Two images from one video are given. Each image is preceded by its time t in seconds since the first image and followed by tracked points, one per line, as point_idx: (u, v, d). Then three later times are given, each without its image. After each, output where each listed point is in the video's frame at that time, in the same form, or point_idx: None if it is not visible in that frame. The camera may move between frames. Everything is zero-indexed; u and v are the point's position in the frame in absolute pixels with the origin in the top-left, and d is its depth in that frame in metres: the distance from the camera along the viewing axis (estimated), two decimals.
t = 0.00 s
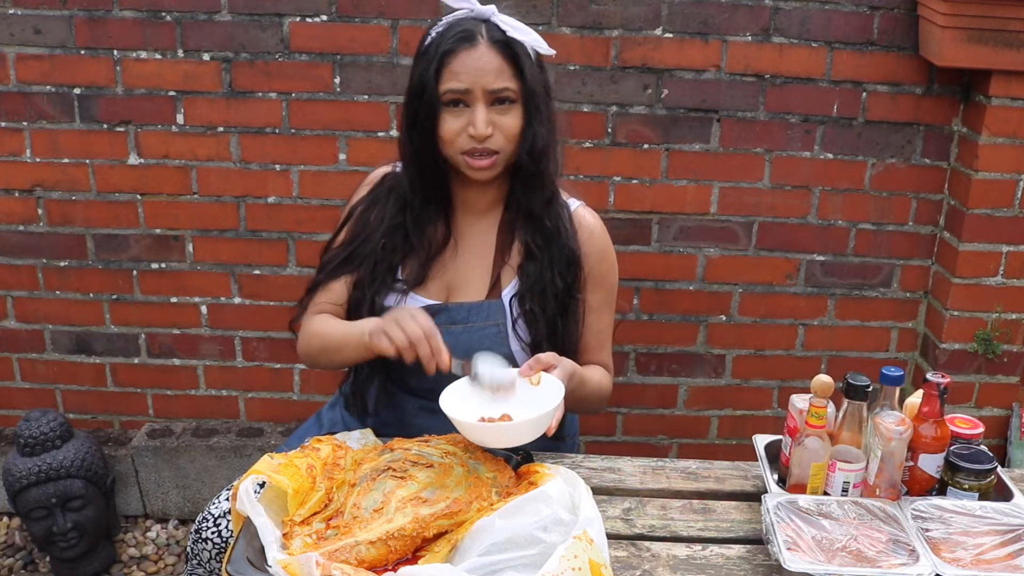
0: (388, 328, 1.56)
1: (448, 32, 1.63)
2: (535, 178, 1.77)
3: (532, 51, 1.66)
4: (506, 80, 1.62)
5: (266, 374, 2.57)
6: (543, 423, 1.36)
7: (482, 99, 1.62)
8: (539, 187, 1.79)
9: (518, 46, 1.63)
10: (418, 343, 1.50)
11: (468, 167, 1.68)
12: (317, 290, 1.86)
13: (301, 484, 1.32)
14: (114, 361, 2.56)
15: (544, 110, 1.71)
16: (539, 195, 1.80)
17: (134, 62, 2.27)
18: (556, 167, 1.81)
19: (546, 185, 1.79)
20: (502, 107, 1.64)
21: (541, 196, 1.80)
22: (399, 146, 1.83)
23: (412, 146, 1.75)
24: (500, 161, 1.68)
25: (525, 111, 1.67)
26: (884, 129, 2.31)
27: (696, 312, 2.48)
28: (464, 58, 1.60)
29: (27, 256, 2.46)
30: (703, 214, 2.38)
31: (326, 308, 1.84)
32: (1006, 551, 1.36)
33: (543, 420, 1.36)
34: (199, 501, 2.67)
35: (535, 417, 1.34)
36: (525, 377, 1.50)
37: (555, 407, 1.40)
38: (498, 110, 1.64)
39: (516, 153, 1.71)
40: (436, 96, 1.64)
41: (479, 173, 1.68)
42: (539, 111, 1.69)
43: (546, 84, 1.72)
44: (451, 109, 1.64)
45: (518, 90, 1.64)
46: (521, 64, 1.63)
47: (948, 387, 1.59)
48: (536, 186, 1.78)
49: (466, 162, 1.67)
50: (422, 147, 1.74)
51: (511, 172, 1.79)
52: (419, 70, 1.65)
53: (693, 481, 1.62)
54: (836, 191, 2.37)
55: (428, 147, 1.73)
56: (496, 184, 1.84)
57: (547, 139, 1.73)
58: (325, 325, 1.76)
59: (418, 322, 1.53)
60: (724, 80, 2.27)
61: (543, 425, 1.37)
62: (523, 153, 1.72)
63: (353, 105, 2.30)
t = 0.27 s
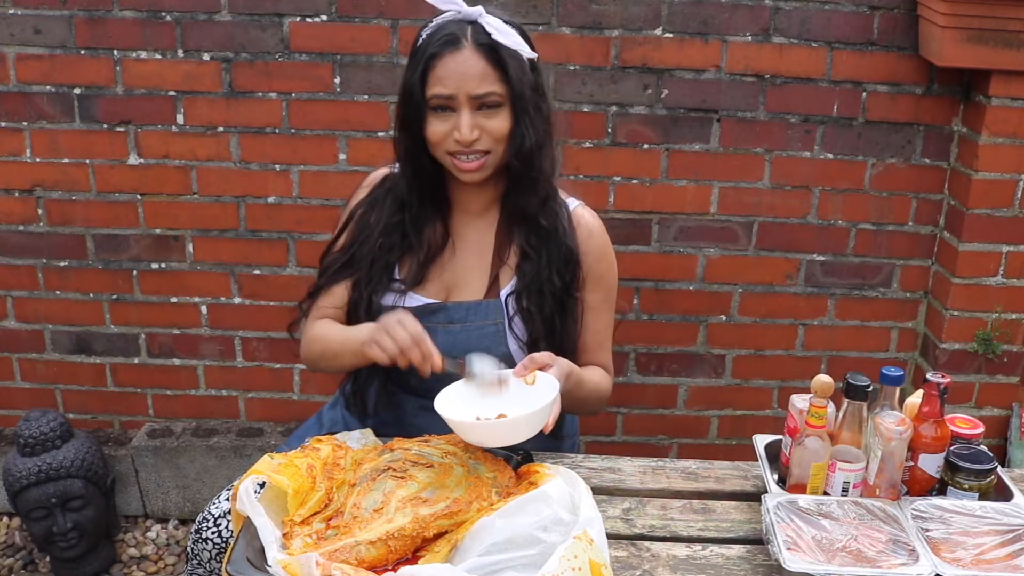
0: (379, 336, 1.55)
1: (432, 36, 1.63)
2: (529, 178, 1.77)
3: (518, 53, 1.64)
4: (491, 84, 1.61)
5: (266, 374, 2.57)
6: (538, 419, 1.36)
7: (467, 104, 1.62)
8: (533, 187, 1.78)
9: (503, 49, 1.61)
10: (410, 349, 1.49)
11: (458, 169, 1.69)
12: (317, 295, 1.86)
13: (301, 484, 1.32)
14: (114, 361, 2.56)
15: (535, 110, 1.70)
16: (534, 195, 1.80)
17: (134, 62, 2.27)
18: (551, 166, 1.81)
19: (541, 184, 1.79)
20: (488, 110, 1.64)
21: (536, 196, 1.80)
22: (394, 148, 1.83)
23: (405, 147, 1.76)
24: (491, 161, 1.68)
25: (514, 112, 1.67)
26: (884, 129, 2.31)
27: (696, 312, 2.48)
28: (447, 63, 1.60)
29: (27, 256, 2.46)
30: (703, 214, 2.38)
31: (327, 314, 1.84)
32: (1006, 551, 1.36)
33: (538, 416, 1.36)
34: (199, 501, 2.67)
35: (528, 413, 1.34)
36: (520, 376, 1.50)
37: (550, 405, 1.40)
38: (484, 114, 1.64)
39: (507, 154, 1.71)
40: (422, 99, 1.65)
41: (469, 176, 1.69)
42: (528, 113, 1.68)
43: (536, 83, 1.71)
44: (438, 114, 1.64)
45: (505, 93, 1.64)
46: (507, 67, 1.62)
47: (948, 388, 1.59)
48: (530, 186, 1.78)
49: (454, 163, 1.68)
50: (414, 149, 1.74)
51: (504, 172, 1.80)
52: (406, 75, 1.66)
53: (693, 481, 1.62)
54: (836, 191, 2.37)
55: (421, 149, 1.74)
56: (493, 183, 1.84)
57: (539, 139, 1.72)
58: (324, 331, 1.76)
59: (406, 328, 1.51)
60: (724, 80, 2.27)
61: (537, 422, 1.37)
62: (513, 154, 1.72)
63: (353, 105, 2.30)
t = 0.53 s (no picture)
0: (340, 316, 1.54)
1: (437, 43, 1.62)
2: (529, 182, 1.77)
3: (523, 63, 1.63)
4: (494, 95, 1.60)
5: (266, 374, 2.57)
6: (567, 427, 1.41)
7: (470, 115, 1.61)
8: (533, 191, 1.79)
9: (509, 61, 1.60)
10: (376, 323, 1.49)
11: (459, 175, 1.69)
12: (311, 288, 1.85)
13: (301, 484, 1.32)
14: (114, 361, 2.56)
15: (537, 117, 1.70)
16: (535, 199, 1.80)
17: (134, 62, 2.27)
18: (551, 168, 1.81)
19: (542, 189, 1.80)
20: (491, 121, 1.63)
21: (537, 200, 1.80)
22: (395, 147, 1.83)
23: (407, 149, 1.76)
24: (490, 169, 1.69)
25: (516, 120, 1.66)
26: (884, 129, 2.31)
27: (696, 312, 2.48)
28: (451, 73, 1.59)
29: (27, 256, 2.46)
30: (703, 214, 2.38)
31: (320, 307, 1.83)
32: (1006, 551, 1.36)
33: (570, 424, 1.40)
34: (199, 501, 2.67)
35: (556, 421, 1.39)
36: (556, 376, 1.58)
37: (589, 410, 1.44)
38: (486, 124, 1.63)
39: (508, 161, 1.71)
40: (425, 105, 1.64)
41: (469, 182, 1.70)
42: (531, 120, 1.68)
43: (540, 90, 1.70)
44: (440, 122, 1.64)
45: (507, 103, 1.63)
46: (511, 75, 1.61)
47: (948, 387, 1.59)
48: (531, 190, 1.79)
49: (455, 170, 1.68)
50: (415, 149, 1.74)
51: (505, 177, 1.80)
52: (409, 77, 1.66)
53: (693, 481, 1.62)
54: (836, 191, 2.37)
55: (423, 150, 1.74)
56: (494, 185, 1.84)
57: (540, 145, 1.72)
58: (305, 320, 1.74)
59: (365, 303, 1.50)
60: (724, 80, 2.27)
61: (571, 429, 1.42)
62: (512, 161, 1.72)
63: (353, 105, 2.30)
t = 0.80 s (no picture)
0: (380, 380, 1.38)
1: (448, 45, 1.60)
2: (538, 184, 1.78)
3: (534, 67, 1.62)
4: (506, 100, 1.60)
5: (265, 374, 2.57)
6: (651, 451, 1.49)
7: (481, 120, 1.60)
8: (541, 194, 1.80)
9: (521, 65, 1.60)
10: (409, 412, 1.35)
11: (467, 179, 1.69)
12: (304, 274, 1.82)
13: (301, 484, 1.32)
14: (114, 361, 2.56)
15: (547, 121, 1.70)
16: (543, 201, 1.81)
17: (134, 62, 2.27)
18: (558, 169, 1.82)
19: (550, 190, 1.80)
20: (502, 125, 1.63)
21: (545, 202, 1.81)
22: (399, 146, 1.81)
23: (413, 151, 1.74)
24: (498, 173, 1.68)
25: (526, 124, 1.66)
26: (884, 129, 2.31)
27: (696, 312, 2.48)
28: (463, 76, 1.58)
29: (27, 256, 2.46)
30: (703, 214, 2.38)
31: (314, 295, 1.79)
32: (1006, 551, 1.36)
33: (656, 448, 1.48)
34: (199, 501, 2.67)
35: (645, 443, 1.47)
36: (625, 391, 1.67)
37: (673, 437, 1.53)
38: (497, 128, 1.63)
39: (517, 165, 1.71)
40: (436, 108, 1.63)
41: (478, 185, 1.69)
42: (541, 123, 1.68)
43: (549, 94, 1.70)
44: (450, 126, 1.63)
45: (519, 107, 1.62)
46: (523, 79, 1.61)
47: (948, 387, 1.59)
48: (539, 192, 1.79)
49: (463, 174, 1.67)
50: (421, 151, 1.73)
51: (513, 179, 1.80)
52: (417, 78, 1.64)
53: (693, 481, 1.62)
54: (836, 191, 2.37)
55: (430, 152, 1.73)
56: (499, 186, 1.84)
57: (549, 147, 1.72)
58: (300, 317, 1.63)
59: (413, 385, 1.37)
60: (724, 80, 2.27)
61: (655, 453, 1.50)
62: (522, 165, 1.72)
63: (353, 105, 2.30)
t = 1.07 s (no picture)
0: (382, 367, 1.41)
1: (462, 47, 1.59)
2: (550, 187, 1.77)
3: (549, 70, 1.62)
4: (520, 103, 1.59)
5: (265, 374, 2.57)
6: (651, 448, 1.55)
7: (495, 123, 1.60)
8: (552, 196, 1.80)
9: (535, 68, 1.60)
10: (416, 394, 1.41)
11: (480, 182, 1.69)
12: (294, 248, 1.81)
13: (301, 484, 1.32)
14: (114, 361, 2.56)
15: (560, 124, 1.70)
16: (555, 204, 1.81)
17: (134, 62, 2.27)
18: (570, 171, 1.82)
19: (562, 193, 1.80)
20: (515, 129, 1.62)
21: (557, 205, 1.81)
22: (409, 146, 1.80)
23: (424, 153, 1.73)
24: (511, 176, 1.69)
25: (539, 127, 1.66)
26: (884, 129, 2.31)
27: (696, 312, 2.48)
28: (478, 80, 1.57)
29: (27, 256, 2.46)
30: (703, 214, 2.38)
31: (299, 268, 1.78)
32: (1006, 551, 1.36)
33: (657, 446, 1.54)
34: (199, 501, 2.67)
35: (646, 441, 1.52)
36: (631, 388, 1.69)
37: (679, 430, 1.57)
38: (511, 131, 1.62)
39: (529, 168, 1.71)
40: (449, 111, 1.62)
41: (490, 187, 1.69)
42: (554, 126, 1.68)
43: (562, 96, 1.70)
44: (463, 129, 1.62)
45: (532, 110, 1.62)
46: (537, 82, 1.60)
47: (948, 387, 1.59)
48: (551, 195, 1.79)
49: (477, 177, 1.68)
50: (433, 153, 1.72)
51: (524, 182, 1.79)
52: (431, 80, 1.63)
53: (693, 481, 1.62)
54: (836, 191, 2.37)
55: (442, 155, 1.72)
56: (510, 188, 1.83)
57: (562, 150, 1.72)
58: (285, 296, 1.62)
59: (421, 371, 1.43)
60: (724, 80, 2.27)
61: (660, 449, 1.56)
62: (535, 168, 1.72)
63: (353, 105, 2.30)
